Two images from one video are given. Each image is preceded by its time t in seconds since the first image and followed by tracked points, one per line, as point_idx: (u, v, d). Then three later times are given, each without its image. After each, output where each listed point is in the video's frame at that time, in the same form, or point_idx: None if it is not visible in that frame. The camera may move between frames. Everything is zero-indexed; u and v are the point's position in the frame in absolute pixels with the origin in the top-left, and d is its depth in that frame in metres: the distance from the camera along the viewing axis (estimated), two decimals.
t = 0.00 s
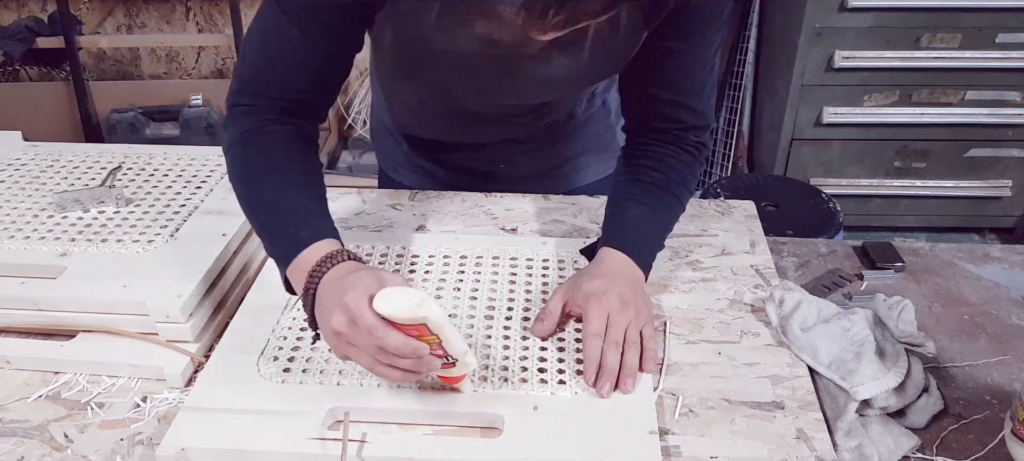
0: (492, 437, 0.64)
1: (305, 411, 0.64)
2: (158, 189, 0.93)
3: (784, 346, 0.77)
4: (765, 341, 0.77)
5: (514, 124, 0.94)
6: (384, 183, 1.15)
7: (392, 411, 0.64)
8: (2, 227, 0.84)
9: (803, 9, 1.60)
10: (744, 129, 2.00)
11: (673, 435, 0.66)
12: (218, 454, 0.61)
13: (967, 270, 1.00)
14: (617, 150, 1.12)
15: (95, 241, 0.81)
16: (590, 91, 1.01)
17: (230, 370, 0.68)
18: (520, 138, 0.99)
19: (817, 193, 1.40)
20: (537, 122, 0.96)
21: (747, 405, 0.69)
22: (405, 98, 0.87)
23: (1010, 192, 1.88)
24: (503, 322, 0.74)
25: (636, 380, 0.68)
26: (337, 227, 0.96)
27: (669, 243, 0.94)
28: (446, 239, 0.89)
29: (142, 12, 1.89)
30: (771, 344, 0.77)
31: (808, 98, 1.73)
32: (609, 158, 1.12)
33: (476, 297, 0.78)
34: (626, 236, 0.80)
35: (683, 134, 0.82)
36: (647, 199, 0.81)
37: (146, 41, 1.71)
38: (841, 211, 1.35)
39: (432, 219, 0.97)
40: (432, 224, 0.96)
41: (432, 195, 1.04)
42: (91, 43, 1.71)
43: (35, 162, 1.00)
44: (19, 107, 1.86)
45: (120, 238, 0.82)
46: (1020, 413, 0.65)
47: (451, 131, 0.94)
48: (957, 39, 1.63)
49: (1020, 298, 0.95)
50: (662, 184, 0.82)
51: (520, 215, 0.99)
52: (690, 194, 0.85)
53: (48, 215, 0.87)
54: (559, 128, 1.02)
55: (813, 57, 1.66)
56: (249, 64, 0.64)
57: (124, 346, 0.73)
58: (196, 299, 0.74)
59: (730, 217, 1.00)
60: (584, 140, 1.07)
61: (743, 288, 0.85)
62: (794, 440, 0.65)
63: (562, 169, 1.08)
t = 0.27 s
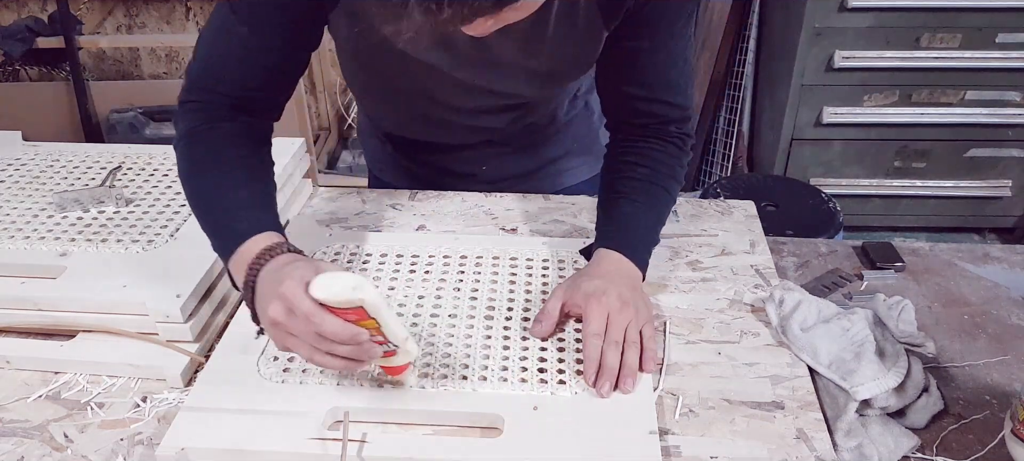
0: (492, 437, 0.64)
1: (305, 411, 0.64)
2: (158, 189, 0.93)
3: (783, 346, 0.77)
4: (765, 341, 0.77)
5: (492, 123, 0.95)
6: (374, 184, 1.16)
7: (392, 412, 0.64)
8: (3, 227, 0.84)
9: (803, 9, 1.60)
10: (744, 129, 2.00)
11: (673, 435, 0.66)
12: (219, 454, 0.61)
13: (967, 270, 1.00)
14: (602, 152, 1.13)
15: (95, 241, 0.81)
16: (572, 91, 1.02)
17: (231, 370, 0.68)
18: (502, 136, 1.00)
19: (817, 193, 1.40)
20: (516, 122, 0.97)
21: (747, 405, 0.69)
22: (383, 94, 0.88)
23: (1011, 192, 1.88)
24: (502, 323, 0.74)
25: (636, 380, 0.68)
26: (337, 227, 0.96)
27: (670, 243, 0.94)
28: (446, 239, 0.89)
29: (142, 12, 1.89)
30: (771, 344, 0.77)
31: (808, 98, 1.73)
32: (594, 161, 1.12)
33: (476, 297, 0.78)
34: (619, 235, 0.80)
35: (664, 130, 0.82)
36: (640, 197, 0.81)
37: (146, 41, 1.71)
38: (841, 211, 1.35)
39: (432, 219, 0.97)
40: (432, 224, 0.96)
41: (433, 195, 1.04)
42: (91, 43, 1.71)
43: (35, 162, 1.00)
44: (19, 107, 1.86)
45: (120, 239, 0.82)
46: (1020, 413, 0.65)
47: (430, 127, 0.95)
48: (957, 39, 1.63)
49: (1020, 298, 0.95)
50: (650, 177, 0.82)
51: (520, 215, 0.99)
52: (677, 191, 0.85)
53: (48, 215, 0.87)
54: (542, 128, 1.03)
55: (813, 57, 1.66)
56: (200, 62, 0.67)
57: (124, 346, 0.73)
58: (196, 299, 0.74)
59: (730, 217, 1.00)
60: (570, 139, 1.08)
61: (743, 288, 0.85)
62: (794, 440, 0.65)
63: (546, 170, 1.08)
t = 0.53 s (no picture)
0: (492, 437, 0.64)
1: (305, 412, 0.64)
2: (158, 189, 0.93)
3: (783, 346, 0.77)
4: (765, 341, 0.77)
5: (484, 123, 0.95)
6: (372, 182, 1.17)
7: (392, 412, 0.64)
8: (3, 227, 0.84)
9: (803, 9, 1.60)
10: (744, 128, 1.99)
11: (673, 434, 0.66)
12: (218, 454, 0.61)
13: (967, 270, 1.00)
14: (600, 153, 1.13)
15: (95, 241, 0.81)
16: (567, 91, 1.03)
17: (231, 371, 0.68)
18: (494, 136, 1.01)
19: (817, 193, 1.40)
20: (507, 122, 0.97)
21: (747, 405, 0.69)
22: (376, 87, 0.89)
23: (1011, 192, 1.88)
24: (502, 323, 0.74)
25: (636, 380, 0.68)
26: (338, 227, 0.96)
27: (670, 243, 0.94)
28: (446, 239, 0.89)
29: (142, 13, 1.89)
30: (771, 344, 0.77)
31: (808, 98, 1.73)
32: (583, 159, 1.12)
33: (476, 297, 0.78)
34: (619, 233, 0.80)
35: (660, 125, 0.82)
36: (638, 196, 0.82)
37: (146, 41, 1.71)
38: (841, 211, 1.35)
39: (432, 219, 0.97)
40: (432, 224, 0.96)
41: (433, 195, 1.04)
42: (91, 43, 1.72)
43: (36, 162, 1.00)
44: (19, 107, 1.86)
45: (120, 239, 0.82)
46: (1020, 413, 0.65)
47: (422, 127, 0.96)
48: (957, 38, 1.62)
49: (1020, 298, 0.95)
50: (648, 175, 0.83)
51: (520, 215, 0.99)
52: (674, 188, 0.85)
53: (48, 215, 0.87)
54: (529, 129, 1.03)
55: (813, 57, 1.66)
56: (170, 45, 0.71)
57: (124, 346, 0.73)
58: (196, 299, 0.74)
59: (730, 217, 1.00)
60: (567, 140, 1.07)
61: (743, 288, 0.85)
62: (794, 440, 0.65)
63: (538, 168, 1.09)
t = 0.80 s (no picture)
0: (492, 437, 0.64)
1: (305, 412, 0.64)
2: (158, 189, 0.93)
3: (783, 346, 0.77)
4: (765, 341, 0.77)
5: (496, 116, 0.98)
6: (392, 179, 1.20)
7: (392, 412, 0.64)
8: (3, 227, 0.84)
9: (803, 9, 1.60)
10: (744, 128, 1.99)
11: (673, 434, 0.66)
12: (219, 454, 0.61)
13: (967, 270, 1.00)
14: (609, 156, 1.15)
15: (95, 241, 0.81)
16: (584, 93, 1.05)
17: (231, 371, 0.68)
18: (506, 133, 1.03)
19: (817, 193, 1.40)
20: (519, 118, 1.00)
21: (747, 405, 0.69)
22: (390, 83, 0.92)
23: (1011, 192, 1.88)
24: (502, 322, 0.74)
25: (636, 380, 0.68)
26: (338, 228, 0.95)
27: (670, 244, 0.94)
28: (446, 239, 0.89)
29: (142, 13, 1.89)
30: (771, 344, 0.77)
31: (808, 98, 1.73)
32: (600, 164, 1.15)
33: (476, 297, 0.78)
34: (621, 232, 0.78)
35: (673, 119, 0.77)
36: (640, 194, 0.78)
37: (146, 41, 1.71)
38: (841, 211, 1.35)
39: (432, 219, 0.97)
40: (432, 224, 0.96)
41: (433, 195, 1.04)
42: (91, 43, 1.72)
43: (36, 162, 1.00)
44: (19, 107, 1.86)
45: (119, 238, 0.82)
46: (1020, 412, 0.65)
47: (440, 123, 0.99)
48: (957, 39, 1.63)
49: (1019, 298, 0.95)
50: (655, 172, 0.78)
51: (520, 215, 0.99)
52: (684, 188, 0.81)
53: (48, 215, 0.87)
54: (547, 132, 1.06)
55: (813, 57, 1.66)
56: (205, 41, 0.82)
57: (124, 346, 0.73)
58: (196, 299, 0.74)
59: (730, 217, 1.00)
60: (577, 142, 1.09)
61: (743, 288, 0.85)
62: (794, 440, 0.65)
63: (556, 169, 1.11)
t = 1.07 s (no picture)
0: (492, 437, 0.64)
1: (305, 411, 0.64)
2: (158, 189, 0.93)
3: (783, 346, 0.77)
4: (765, 341, 0.77)
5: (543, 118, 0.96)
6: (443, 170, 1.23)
7: (391, 411, 0.64)
8: (3, 227, 0.84)
9: (803, 9, 1.60)
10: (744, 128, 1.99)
11: (673, 434, 0.66)
12: (219, 454, 0.61)
13: (967, 270, 1.00)
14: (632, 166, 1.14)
15: (95, 241, 0.81)
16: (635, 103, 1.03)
17: (231, 370, 0.68)
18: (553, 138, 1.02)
19: (817, 193, 1.40)
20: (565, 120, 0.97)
21: (747, 405, 0.69)
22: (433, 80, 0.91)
23: (1011, 192, 1.88)
24: (502, 322, 0.74)
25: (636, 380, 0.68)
26: (338, 227, 0.96)
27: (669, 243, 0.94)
28: (445, 239, 0.89)
29: (142, 13, 1.89)
30: (771, 344, 0.77)
31: (808, 98, 1.73)
32: (638, 163, 1.14)
33: (476, 297, 0.78)
34: (635, 242, 0.75)
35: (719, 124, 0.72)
36: (660, 200, 0.75)
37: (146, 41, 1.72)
38: (841, 211, 1.35)
39: (432, 219, 0.97)
40: (432, 224, 0.96)
41: (433, 195, 1.04)
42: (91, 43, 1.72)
43: (36, 162, 1.00)
44: (19, 107, 1.86)
45: (120, 239, 0.82)
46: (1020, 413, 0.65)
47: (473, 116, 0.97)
48: (957, 39, 1.63)
49: (1020, 298, 0.95)
50: (680, 177, 0.74)
51: (520, 215, 0.99)
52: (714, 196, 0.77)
53: (48, 215, 0.87)
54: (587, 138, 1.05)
55: (812, 57, 1.66)
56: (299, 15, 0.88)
57: (124, 346, 0.73)
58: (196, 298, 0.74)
59: (729, 217, 1.00)
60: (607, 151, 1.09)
61: (743, 288, 0.85)
62: (794, 440, 0.65)
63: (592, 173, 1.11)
